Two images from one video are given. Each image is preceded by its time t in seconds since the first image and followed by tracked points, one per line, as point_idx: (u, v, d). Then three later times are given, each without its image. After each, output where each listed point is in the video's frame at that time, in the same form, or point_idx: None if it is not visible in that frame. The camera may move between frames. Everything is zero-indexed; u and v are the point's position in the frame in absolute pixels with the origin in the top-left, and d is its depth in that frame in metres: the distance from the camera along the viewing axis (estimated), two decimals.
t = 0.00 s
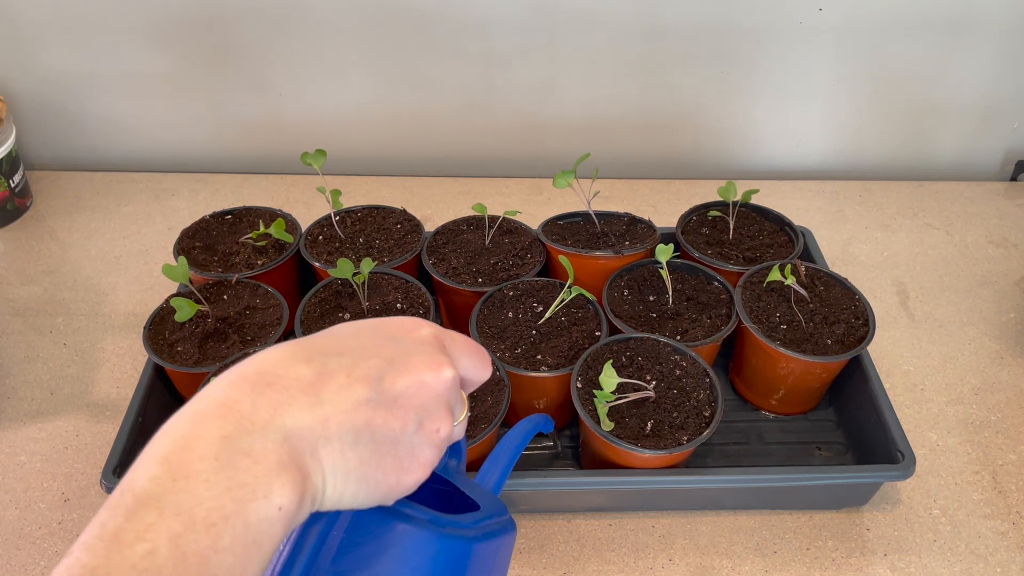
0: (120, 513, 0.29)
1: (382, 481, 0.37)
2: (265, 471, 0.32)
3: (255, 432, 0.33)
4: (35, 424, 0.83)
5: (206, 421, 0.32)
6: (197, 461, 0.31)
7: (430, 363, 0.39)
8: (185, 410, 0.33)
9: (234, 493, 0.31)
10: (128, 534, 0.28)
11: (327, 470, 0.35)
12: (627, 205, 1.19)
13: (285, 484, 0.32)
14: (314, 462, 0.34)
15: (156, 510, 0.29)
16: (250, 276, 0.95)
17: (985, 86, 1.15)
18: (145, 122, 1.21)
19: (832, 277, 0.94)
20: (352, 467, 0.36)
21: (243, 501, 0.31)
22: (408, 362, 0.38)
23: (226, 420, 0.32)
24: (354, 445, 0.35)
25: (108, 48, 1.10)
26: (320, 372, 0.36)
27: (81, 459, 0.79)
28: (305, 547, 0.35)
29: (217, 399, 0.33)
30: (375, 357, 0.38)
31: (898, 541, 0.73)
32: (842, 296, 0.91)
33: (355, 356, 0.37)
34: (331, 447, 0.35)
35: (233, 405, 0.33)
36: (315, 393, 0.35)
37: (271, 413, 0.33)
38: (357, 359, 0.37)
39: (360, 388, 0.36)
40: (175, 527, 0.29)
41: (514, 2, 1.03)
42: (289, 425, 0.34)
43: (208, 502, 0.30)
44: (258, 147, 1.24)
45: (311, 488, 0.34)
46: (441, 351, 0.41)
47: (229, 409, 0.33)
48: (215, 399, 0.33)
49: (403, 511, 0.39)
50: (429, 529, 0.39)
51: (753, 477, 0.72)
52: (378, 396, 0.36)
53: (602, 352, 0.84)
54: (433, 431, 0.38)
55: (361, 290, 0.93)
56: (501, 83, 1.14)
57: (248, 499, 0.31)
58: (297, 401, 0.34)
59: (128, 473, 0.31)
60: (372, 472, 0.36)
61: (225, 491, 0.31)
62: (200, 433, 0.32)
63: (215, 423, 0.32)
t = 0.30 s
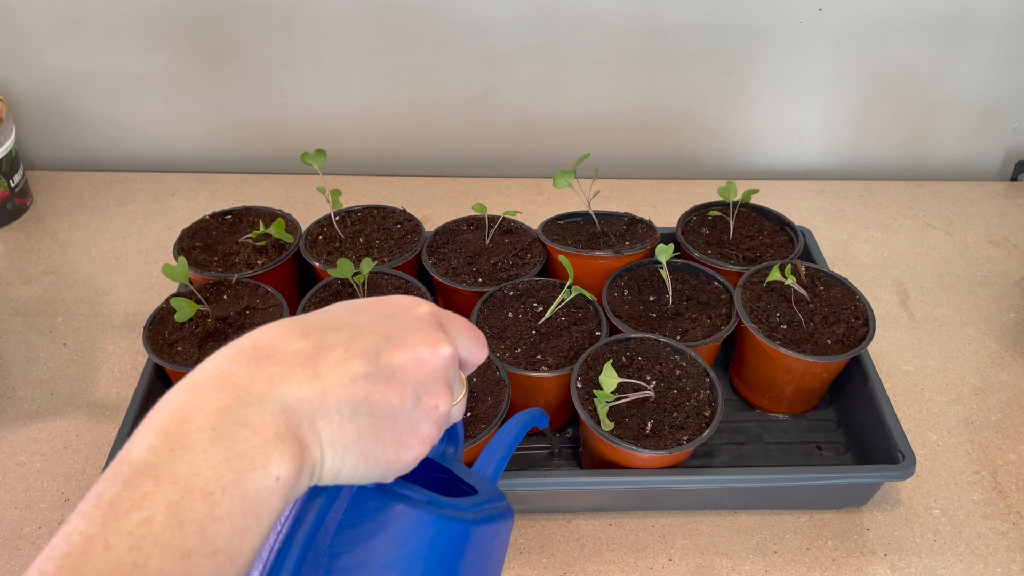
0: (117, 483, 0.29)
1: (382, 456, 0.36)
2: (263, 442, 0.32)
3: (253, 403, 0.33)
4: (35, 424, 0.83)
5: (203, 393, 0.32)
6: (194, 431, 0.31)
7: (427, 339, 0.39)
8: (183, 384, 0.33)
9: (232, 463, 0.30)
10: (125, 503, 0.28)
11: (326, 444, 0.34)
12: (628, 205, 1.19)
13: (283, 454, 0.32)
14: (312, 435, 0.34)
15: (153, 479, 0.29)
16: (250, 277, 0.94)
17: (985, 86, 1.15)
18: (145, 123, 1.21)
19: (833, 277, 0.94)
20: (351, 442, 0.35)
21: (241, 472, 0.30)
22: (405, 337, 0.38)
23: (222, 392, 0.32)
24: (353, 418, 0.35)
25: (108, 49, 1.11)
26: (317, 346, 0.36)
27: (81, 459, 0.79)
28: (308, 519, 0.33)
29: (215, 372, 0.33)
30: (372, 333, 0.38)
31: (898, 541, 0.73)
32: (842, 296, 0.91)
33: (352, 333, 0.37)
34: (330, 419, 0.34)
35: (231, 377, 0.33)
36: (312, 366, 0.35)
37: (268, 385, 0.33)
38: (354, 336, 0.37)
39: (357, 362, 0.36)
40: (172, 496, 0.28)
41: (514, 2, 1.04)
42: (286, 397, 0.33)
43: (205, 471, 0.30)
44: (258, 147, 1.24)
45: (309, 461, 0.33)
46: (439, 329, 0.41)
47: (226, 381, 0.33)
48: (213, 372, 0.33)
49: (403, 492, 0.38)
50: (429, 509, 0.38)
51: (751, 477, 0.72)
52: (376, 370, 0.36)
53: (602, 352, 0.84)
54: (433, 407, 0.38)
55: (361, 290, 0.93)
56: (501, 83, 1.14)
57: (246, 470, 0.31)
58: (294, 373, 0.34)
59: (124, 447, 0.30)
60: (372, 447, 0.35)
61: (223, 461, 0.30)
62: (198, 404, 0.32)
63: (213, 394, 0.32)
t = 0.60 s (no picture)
0: (126, 459, 0.29)
1: (391, 441, 0.36)
2: (272, 422, 0.32)
3: (263, 384, 0.33)
4: (35, 424, 0.83)
5: (214, 372, 0.32)
6: (204, 410, 0.31)
7: (436, 326, 0.39)
8: (192, 365, 0.33)
9: (242, 441, 0.31)
10: (135, 478, 0.28)
11: (335, 426, 0.35)
12: (628, 205, 1.19)
13: (293, 434, 0.32)
14: (321, 416, 0.34)
15: (163, 457, 0.29)
16: (250, 276, 0.94)
17: (986, 86, 1.15)
18: (145, 122, 1.21)
19: (833, 277, 0.94)
20: (359, 425, 0.36)
21: (250, 450, 0.31)
22: (413, 325, 0.39)
23: (233, 372, 0.33)
24: (362, 401, 0.35)
25: (109, 49, 1.11)
26: (327, 330, 0.36)
27: (81, 459, 0.79)
28: (315, 505, 0.33)
29: (225, 353, 0.34)
30: (381, 320, 0.38)
31: (897, 541, 0.73)
32: (842, 296, 0.91)
33: (362, 318, 0.38)
34: (339, 401, 0.35)
35: (241, 358, 0.33)
36: (322, 349, 0.35)
37: (279, 367, 0.34)
38: (363, 321, 0.38)
39: (367, 346, 0.36)
40: (182, 473, 0.29)
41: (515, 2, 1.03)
42: (296, 379, 0.34)
43: (215, 450, 0.30)
44: (258, 147, 1.24)
45: (319, 442, 0.34)
46: (445, 318, 0.42)
47: (237, 361, 0.33)
48: (223, 353, 0.34)
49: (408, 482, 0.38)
50: (434, 499, 0.39)
51: (751, 477, 0.72)
52: (385, 354, 0.37)
53: (602, 352, 0.84)
54: (440, 393, 0.38)
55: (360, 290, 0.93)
56: (502, 83, 1.14)
57: (256, 449, 0.31)
58: (304, 356, 0.35)
59: (134, 427, 0.31)
60: (379, 430, 0.36)
61: (233, 439, 0.31)
62: (208, 383, 0.32)
63: (223, 374, 0.32)
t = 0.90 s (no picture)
0: (135, 436, 0.30)
1: (395, 424, 0.37)
2: (277, 401, 0.33)
3: (269, 364, 0.34)
4: (35, 424, 0.83)
5: (221, 353, 0.34)
6: (212, 389, 0.32)
7: (438, 312, 0.41)
8: (200, 346, 0.35)
9: (248, 419, 0.32)
10: (144, 454, 0.29)
11: (339, 406, 0.36)
12: (628, 205, 1.19)
13: (298, 412, 0.33)
14: (326, 397, 0.35)
15: (171, 434, 0.30)
16: (250, 277, 0.94)
17: (986, 86, 1.15)
18: (145, 122, 1.21)
19: (833, 277, 0.94)
20: (364, 406, 0.36)
21: (257, 428, 0.32)
22: (416, 309, 0.40)
23: (239, 352, 0.34)
24: (366, 382, 0.36)
25: (109, 49, 1.11)
26: (331, 313, 0.38)
27: (81, 459, 0.79)
28: (317, 491, 0.33)
29: (232, 334, 0.35)
30: (384, 304, 0.40)
31: (898, 541, 0.73)
32: (842, 296, 0.91)
33: (365, 303, 0.39)
34: (343, 382, 0.36)
35: (247, 339, 0.35)
36: (326, 331, 0.37)
37: (284, 348, 0.35)
38: (367, 305, 0.39)
39: (370, 328, 0.38)
40: (190, 449, 0.30)
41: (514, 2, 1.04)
42: (301, 359, 0.35)
43: (222, 427, 0.31)
44: (258, 147, 1.24)
45: (324, 422, 0.35)
46: (447, 303, 0.43)
47: (243, 343, 0.34)
48: (230, 334, 0.35)
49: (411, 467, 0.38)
50: (437, 485, 0.38)
51: (750, 478, 0.72)
52: (388, 337, 0.38)
53: (602, 352, 0.84)
54: (443, 376, 0.39)
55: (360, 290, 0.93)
56: (502, 83, 1.14)
57: (262, 427, 0.32)
58: (309, 337, 0.36)
59: (144, 405, 0.32)
60: (384, 412, 0.37)
61: (239, 417, 0.32)
62: (215, 363, 0.33)
63: (230, 354, 0.34)
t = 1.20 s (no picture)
0: (141, 422, 0.30)
1: (399, 411, 0.37)
2: (281, 387, 0.33)
3: (273, 351, 0.34)
4: (35, 424, 0.83)
5: (225, 340, 0.34)
6: (216, 375, 0.32)
7: (441, 301, 0.41)
8: (205, 334, 0.35)
9: (253, 405, 0.32)
10: (149, 439, 0.29)
11: (343, 393, 0.36)
12: (628, 205, 1.19)
13: (301, 398, 0.33)
14: (330, 383, 0.35)
15: (176, 419, 0.30)
16: (250, 277, 0.94)
17: (985, 86, 1.15)
18: (145, 122, 1.21)
19: (833, 277, 0.94)
20: (368, 393, 0.36)
21: (261, 415, 0.32)
22: (419, 299, 0.40)
23: (244, 340, 0.34)
24: (370, 369, 0.36)
25: (109, 49, 1.11)
26: (334, 301, 0.38)
27: (81, 459, 0.79)
28: (321, 482, 0.34)
29: (236, 322, 0.35)
30: (387, 293, 0.40)
31: (897, 541, 0.73)
32: (842, 296, 0.91)
33: (368, 292, 0.39)
34: (347, 369, 0.36)
35: (251, 327, 0.35)
36: (330, 318, 0.36)
37: (288, 335, 0.35)
38: (371, 294, 0.39)
39: (374, 316, 0.38)
40: (195, 435, 0.30)
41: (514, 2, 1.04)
42: (304, 346, 0.35)
43: (226, 413, 0.31)
44: (258, 147, 1.24)
45: (328, 409, 0.35)
46: (450, 294, 0.43)
47: (247, 331, 0.34)
48: (234, 323, 0.35)
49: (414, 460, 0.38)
50: (440, 476, 0.39)
51: (750, 478, 0.72)
52: (392, 325, 0.38)
53: (602, 352, 0.84)
54: (447, 365, 0.39)
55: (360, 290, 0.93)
56: (502, 83, 1.14)
57: (267, 413, 0.32)
58: (313, 325, 0.36)
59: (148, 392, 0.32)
60: (389, 399, 0.37)
61: (244, 403, 0.32)
62: (220, 351, 0.33)
63: (235, 342, 0.34)
